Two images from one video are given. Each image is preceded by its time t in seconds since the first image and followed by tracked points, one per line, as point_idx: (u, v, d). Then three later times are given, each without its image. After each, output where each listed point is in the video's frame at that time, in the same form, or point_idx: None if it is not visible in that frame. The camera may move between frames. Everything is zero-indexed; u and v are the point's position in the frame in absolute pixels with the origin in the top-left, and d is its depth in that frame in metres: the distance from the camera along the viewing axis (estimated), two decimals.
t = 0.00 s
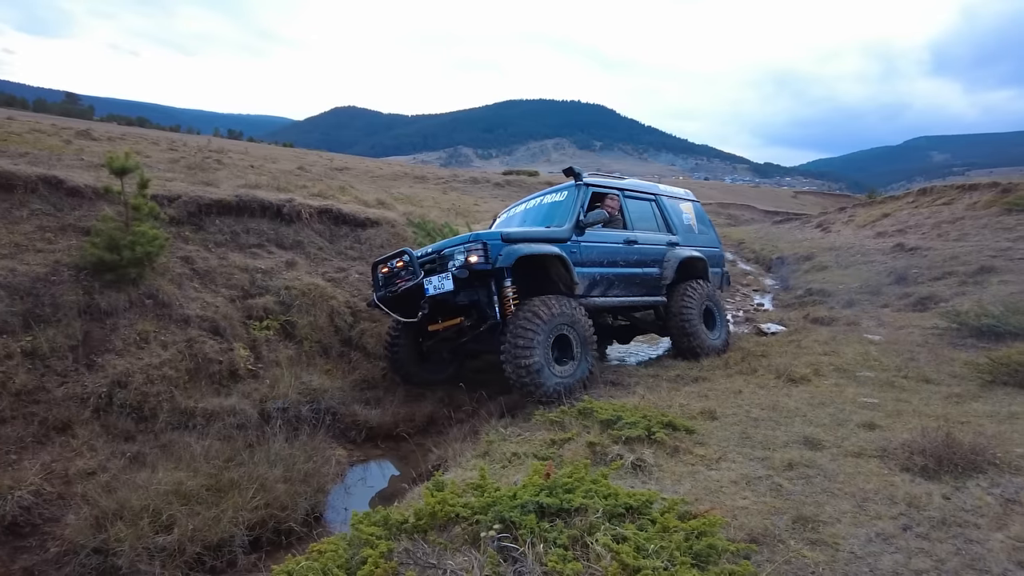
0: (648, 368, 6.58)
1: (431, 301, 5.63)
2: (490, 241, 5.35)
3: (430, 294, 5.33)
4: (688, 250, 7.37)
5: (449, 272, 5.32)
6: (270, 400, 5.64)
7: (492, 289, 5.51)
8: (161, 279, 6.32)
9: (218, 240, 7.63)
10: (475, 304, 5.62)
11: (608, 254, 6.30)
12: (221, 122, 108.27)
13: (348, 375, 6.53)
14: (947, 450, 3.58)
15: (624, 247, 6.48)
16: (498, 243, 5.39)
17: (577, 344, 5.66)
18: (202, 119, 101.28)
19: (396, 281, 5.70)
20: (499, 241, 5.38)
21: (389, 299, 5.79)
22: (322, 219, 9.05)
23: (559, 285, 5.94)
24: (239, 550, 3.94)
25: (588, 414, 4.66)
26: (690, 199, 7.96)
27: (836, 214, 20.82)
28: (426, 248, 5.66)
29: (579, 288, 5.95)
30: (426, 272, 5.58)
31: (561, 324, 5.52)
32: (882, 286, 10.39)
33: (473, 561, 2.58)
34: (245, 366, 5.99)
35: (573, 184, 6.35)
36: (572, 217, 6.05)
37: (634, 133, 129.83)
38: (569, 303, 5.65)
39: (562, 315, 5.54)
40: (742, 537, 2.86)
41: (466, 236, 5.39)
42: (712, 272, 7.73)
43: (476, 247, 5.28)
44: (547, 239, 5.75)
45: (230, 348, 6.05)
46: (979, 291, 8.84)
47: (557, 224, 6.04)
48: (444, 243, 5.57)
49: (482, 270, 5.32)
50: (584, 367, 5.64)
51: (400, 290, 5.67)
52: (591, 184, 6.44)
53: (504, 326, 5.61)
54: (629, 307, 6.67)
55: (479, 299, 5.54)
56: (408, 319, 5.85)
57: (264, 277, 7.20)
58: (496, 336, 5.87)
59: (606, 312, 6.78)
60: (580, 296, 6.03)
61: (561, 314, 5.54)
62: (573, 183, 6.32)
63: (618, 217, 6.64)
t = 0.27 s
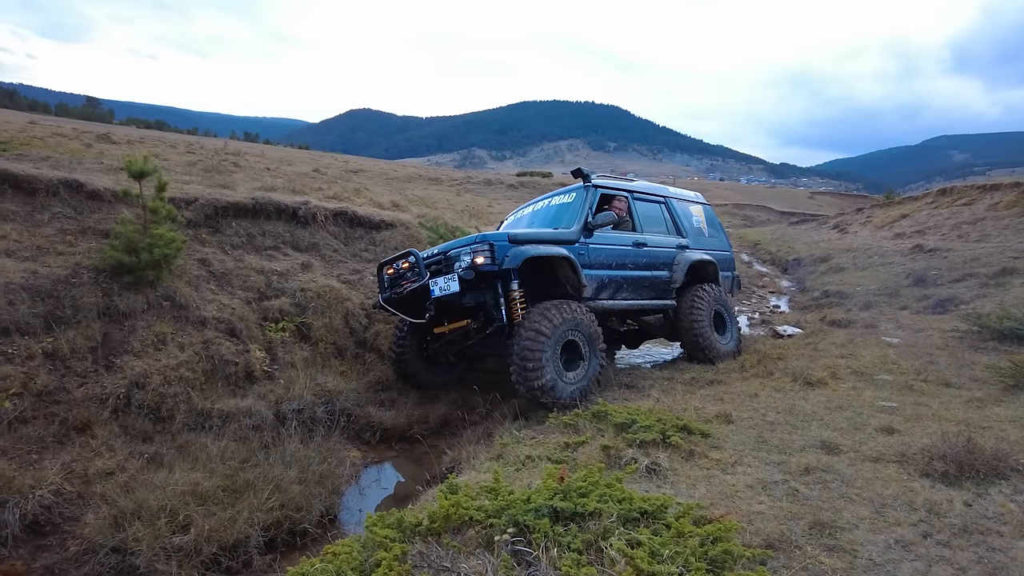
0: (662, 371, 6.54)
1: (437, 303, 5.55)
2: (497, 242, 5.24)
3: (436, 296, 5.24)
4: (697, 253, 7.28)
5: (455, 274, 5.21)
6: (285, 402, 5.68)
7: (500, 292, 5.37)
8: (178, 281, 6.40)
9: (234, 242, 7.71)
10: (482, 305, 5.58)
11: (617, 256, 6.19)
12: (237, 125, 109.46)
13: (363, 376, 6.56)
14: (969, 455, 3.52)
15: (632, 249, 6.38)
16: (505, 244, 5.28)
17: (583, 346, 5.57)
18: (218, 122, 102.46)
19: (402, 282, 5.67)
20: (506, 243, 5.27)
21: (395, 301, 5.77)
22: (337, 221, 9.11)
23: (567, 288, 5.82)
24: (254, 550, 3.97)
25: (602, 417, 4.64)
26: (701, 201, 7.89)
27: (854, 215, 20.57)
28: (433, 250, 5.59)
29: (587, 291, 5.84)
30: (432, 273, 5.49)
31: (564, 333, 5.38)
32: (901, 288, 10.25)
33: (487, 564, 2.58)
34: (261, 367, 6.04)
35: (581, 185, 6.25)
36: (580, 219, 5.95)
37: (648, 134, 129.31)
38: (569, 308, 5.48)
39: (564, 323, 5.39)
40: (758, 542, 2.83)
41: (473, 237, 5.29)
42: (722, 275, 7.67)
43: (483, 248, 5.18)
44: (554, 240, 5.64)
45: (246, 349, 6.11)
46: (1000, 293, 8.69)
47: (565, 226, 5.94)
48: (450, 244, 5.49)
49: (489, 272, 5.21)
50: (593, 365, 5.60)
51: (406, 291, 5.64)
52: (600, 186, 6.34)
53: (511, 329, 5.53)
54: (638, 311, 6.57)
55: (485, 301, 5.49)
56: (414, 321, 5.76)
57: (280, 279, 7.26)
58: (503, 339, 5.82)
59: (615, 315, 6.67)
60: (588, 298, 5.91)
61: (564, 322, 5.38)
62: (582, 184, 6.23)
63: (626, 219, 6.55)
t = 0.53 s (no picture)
0: (674, 373, 6.51)
1: (436, 308, 5.45)
2: (496, 246, 5.13)
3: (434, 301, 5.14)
4: (704, 256, 7.15)
5: (452, 279, 5.11)
6: (297, 403, 5.72)
7: (500, 296, 5.28)
8: (191, 283, 6.46)
9: (247, 244, 7.76)
10: (481, 310, 5.45)
11: (620, 260, 6.05)
12: (249, 128, 110.33)
13: (374, 377, 6.58)
14: (985, 459, 3.48)
15: (637, 252, 6.24)
16: (504, 248, 5.17)
17: (585, 348, 5.44)
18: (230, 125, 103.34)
19: (400, 287, 5.56)
20: (505, 247, 5.15)
21: (394, 305, 5.67)
22: (349, 223, 9.15)
23: (568, 291, 5.73)
24: (266, 551, 4.00)
25: (613, 419, 4.63)
26: (709, 203, 7.80)
27: (867, 216, 20.40)
28: (431, 253, 5.48)
29: (589, 295, 5.71)
30: (430, 277, 5.39)
31: (563, 343, 5.21)
32: (915, 289, 10.15)
33: (498, 566, 2.59)
34: (272, 368, 6.08)
35: (585, 187, 6.12)
36: (582, 221, 5.82)
37: (658, 135, 128.94)
38: (564, 316, 5.28)
39: (562, 334, 5.22)
40: (771, 546, 2.81)
41: (471, 241, 5.18)
42: (731, 278, 7.59)
43: (481, 252, 5.05)
44: (555, 244, 5.51)
45: (258, 351, 6.15)
46: (1017, 295, 8.58)
47: (567, 229, 5.81)
48: (449, 247, 5.37)
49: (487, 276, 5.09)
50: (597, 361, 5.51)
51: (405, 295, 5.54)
52: (603, 187, 6.21)
53: (511, 333, 5.43)
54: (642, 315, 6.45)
55: (485, 305, 5.36)
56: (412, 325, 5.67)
57: (291, 281, 7.31)
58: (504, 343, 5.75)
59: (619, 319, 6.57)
60: (589, 302, 5.78)
61: (561, 333, 5.21)
62: (585, 186, 6.10)
63: (632, 221, 6.43)
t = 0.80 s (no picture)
0: (684, 375, 6.49)
1: (437, 314, 5.33)
2: (498, 252, 4.99)
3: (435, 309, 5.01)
4: (709, 258, 7.09)
5: (454, 286, 4.97)
6: (307, 404, 5.75)
7: (502, 302, 5.14)
8: (203, 285, 6.51)
9: (257, 246, 7.81)
10: (483, 316, 5.32)
11: (625, 264, 5.96)
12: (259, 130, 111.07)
13: (383, 379, 6.60)
14: (1000, 463, 3.45)
15: (642, 257, 6.16)
16: (507, 254, 5.04)
17: (589, 352, 5.32)
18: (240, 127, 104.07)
19: (400, 293, 5.41)
20: (508, 253, 5.02)
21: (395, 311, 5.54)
22: (358, 226, 9.19)
23: (571, 297, 5.54)
24: (277, 551, 4.02)
25: (623, 422, 4.63)
26: (714, 204, 7.74)
27: (878, 217, 20.25)
28: (432, 258, 5.32)
29: (593, 301, 5.60)
30: (431, 283, 5.25)
31: (565, 356, 5.05)
32: (927, 291, 10.07)
33: (509, 568, 2.59)
34: (283, 370, 6.12)
35: (589, 190, 6.01)
36: (587, 225, 5.71)
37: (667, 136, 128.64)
38: (563, 328, 5.07)
39: (565, 346, 5.05)
40: (782, 549, 2.79)
41: (473, 247, 5.04)
42: (736, 281, 7.53)
43: (484, 259, 4.91)
44: (560, 249, 5.39)
45: (269, 352, 6.19)
46: None
47: (571, 233, 5.70)
48: (450, 252, 5.22)
49: (489, 283, 4.96)
50: (602, 360, 5.40)
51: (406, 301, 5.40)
52: (609, 190, 6.11)
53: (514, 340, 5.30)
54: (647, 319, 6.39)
55: (487, 311, 5.23)
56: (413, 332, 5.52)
57: (302, 283, 7.35)
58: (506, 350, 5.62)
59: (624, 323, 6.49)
60: (594, 308, 5.69)
61: (563, 347, 5.03)
62: (589, 188, 5.99)
63: (637, 224, 6.35)
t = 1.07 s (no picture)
0: (693, 377, 6.47)
1: (437, 319, 5.17)
2: (499, 255, 4.89)
3: (434, 313, 4.92)
4: (713, 260, 7.01)
5: (454, 290, 4.88)
6: (316, 405, 5.78)
7: (503, 305, 5.07)
8: (213, 286, 6.56)
9: (267, 248, 7.86)
10: (484, 320, 5.21)
11: (628, 267, 5.88)
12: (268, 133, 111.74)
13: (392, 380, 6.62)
14: (1013, 466, 3.42)
15: (644, 259, 6.07)
16: (508, 257, 4.95)
17: (590, 354, 5.22)
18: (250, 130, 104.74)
19: (399, 297, 5.32)
20: (509, 256, 4.93)
21: (393, 316, 5.45)
22: (367, 228, 9.23)
23: (572, 300, 5.43)
24: (287, 552, 4.05)
25: (632, 423, 4.63)
26: (719, 206, 7.67)
27: (888, 218, 20.12)
28: (431, 262, 5.22)
29: (595, 304, 5.50)
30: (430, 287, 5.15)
31: (569, 368, 4.94)
32: (938, 292, 9.99)
33: (518, 569, 2.60)
34: (292, 371, 6.15)
35: (590, 192, 5.90)
36: (588, 228, 5.61)
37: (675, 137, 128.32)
38: (563, 341, 4.91)
39: (567, 354, 4.92)
40: (792, 551, 2.78)
41: (474, 250, 4.93)
42: (742, 283, 7.47)
43: (484, 262, 4.82)
44: (561, 252, 5.30)
45: (279, 354, 6.23)
46: None
47: (573, 235, 5.61)
48: (449, 256, 5.12)
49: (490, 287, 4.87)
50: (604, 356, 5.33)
51: (405, 306, 5.30)
52: (611, 191, 6.01)
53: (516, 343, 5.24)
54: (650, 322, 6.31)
55: (488, 315, 5.12)
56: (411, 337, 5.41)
57: (311, 285, 7.39)
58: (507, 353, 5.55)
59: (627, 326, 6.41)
60: (597, 311, 5.60)
61: (565, 355, 4.90)
62: (591, 190, 5.89)
63: (640, 226, 6.26)
